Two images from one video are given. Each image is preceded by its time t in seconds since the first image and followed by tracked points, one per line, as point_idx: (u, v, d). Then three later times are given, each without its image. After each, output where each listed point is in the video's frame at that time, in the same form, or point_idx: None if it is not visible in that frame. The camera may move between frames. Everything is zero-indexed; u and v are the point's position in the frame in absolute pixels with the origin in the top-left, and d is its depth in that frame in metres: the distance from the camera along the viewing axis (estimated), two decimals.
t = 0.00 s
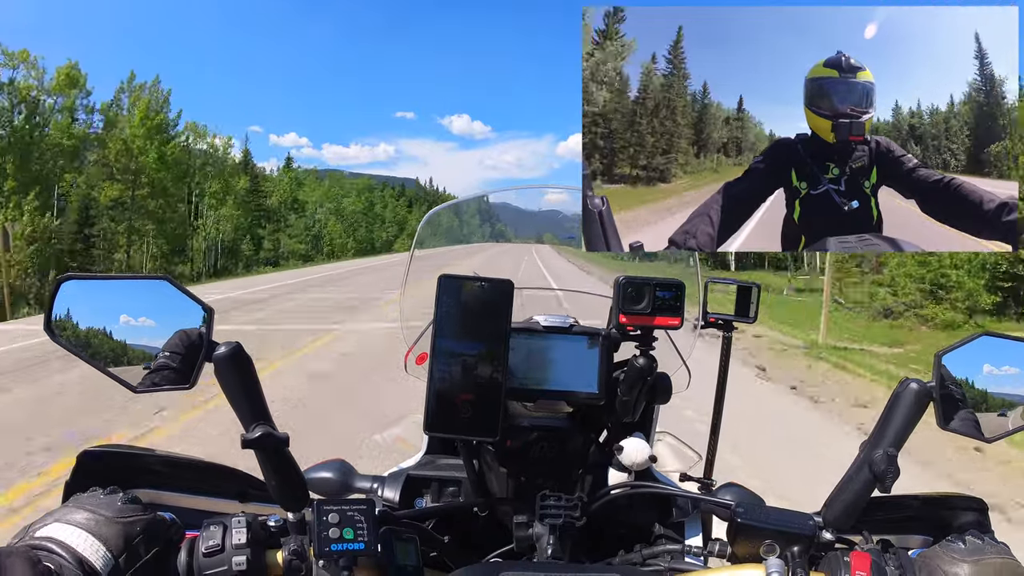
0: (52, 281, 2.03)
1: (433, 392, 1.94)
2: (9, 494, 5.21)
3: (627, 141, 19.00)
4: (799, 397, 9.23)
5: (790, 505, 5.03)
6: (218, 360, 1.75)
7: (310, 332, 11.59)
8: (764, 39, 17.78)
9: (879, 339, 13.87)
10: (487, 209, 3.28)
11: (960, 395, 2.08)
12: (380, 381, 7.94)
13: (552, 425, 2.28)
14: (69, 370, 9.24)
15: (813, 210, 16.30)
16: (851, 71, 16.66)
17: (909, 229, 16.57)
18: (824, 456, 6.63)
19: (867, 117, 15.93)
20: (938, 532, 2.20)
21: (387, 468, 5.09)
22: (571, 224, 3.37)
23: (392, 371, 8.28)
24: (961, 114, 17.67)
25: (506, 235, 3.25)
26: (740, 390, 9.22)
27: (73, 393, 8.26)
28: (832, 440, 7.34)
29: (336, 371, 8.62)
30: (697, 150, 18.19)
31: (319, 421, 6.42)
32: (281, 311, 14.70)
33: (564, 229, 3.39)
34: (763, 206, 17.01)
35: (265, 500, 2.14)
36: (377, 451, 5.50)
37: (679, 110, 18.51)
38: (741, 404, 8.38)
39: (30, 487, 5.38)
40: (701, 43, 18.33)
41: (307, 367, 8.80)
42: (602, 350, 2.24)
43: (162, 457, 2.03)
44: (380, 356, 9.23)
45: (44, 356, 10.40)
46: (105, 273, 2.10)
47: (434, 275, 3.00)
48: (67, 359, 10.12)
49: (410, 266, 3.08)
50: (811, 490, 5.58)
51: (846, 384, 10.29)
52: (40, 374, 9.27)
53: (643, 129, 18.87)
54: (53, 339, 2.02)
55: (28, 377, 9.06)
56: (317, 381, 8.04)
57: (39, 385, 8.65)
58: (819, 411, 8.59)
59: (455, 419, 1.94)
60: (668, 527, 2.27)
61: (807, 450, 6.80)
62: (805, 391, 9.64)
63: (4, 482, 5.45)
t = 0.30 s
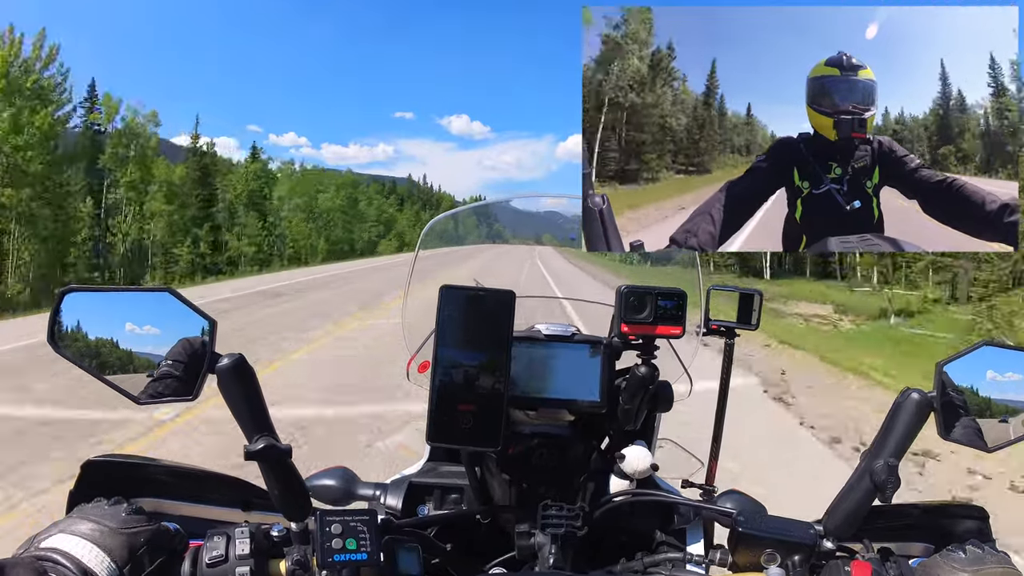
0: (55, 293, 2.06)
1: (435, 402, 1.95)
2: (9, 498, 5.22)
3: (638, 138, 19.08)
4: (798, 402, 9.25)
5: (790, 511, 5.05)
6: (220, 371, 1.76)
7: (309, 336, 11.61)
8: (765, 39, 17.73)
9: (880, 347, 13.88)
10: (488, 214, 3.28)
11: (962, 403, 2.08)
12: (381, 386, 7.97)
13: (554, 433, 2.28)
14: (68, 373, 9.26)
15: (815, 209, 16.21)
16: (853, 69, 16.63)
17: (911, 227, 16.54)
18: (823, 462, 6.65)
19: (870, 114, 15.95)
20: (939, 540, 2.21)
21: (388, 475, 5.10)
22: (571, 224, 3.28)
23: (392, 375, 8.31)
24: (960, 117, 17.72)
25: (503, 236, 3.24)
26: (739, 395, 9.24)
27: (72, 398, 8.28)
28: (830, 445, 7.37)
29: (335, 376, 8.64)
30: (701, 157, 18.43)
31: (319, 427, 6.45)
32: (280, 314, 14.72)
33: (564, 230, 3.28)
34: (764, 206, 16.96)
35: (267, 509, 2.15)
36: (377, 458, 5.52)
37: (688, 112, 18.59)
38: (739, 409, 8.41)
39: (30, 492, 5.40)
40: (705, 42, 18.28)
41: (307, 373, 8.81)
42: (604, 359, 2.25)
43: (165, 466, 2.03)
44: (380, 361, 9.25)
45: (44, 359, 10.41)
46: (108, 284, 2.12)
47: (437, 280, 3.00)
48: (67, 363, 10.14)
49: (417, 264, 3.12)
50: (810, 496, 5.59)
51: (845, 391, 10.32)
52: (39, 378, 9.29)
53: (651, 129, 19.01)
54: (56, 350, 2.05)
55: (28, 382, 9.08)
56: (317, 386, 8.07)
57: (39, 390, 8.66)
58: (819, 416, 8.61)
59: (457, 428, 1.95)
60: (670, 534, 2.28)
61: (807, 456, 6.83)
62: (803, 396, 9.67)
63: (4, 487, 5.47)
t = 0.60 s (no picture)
0: (53, 295, 2.08)
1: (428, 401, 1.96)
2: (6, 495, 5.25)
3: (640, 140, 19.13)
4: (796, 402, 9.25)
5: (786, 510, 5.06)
6: (214, 371, 1.78)
7: (308, 337, 11.63)
8: (765, 39, 17.73)
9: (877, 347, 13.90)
10: (484, 214, 3.29)
11: (957, 396, 2.07)
12: (379, 385, 7.98)
13: (550, 430, 2.29)
14: (66, 370, 9.28)
15: (817, 209, 16.22)
16: (854, 70, 16.66)
17: (912, 228, 16.58)
18: (822, 462, 6.65)
19: (871, 114, 15.96)
20: (934, 533, 2.21)
21: (384, 474, 5.12)
22: (569, 223, 3.30)
23: (391, 375, 8.32)
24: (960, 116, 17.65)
25: (499, 236, 3.23)
26: (738, 394, 9.24)
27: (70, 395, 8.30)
28: (829, 444, 7.36)
29: (333, 376, 8.65)
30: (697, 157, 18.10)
31: (317, 427, 6.46)
32: (278, 314, 14.75)
33: (562, 229, 3.31)
34: (766, 206, 16.98)
35: (263, 510, 2.16)
36: (374, 458, 5.53)
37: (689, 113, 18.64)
38: (738, 409, 8.41)
39: (28, 488, 5.42)
40: (702, 43, 18.25)
41: (304, 374, 8.83)
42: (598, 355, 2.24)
43: (163, 467, 2.05)
44: (379, 361, 9.25)
45: (41, 355, 10.44)
46: (103, 288, 2.13)
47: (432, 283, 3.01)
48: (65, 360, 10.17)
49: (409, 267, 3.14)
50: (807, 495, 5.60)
51: (844, 390, 10.31)
52: (37, 375, 9.31)
53: (651, 130, 19.12)
54: (52, 353, 2.07)
55: (25, 379, 9.10)
56: (315, 387, 8.08)
57: (37, 387, 8.68)
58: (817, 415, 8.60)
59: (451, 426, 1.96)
60: (666, 531, 2.28)
61: (805, 455, 6.83)
62: (803, 396, 9.66)
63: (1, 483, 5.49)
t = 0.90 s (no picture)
0: (41, 298, 2.06)
1: (421, 405, 1.94)
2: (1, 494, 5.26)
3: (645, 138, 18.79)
4: (793, 402, 9.25)
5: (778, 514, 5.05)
6: (203, 375, 1.76)
7: (305, 337, 11.62)
8: (765, 39, 17.72)
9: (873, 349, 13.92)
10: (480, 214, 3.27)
11: (956, 401, 2.06)
12: (375, 386, 7.97)
13: (544, 435, 2.27)
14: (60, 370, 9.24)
15: (818, 209, 16.19)
16: (856, 72, 16.43)
17: (910, 228, 16.62)
18: (816, 463, 6.66)
19: (871, 117, 15.50)
20: (932, 539, 2.19)
21: (377, 476, 5.11)
22: (565, 222, 3.26)
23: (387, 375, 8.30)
24: (960, 117, 17.63)
25: (495, 236, 3.24)
26: (735, 395, 9.23)
27: (66, 395, 8.29)
28: (825, 445, 7.36)
29: (329, 377, 8.63)
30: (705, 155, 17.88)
31: (312, 428, 6.46)
32: (275, 315, 14.75)
33: (560, 230, 3.26)
34: (767, 206, 16.83)
35: (254, 514, 2.14)
36: (369, 460, 5.52)
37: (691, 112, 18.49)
38: (734, 410, 8.40)
39: (22, 487, 5.42)
40: (703, 42, 18.26)
41: (300, 375, 8.80)
42: (592, 360, 2.22)
43: (153, 471, 2.04)
44: (375, 362, 9.23)
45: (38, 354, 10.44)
46: (90, 290, 2.09)
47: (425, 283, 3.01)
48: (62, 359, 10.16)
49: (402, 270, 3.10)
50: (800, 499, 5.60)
51: (841, 391, 10.30)
52: (33, 375, 9.30)
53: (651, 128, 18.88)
54: (40, 356, 2.04)
55: (21, 379, 9.10)
56: (311, 388, 8.07)
57: (32, 386, 8.67)
58: (813, 415, 8.60)
59: (444, 431, 1.94)
60: (661, 536, 2.26)
61: (801, 456, 6.83)
62: (799, 397, 9.65)
63: None
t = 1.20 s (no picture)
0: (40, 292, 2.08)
1: (416, 401, 1.96)
2: None
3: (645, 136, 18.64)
4: (790, 402, 9.25)
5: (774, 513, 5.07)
6: (200, 369, 1.78)
7: (304, 335, 11.62)
8: (765, 39, 17.75)
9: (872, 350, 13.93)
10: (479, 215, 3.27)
11: (949, 400, 2.07)
12: (373, 384, 7.98)
13: (538, 431, 2.29)
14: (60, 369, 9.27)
15: (817, 209, 16.24)
16: (856, 70, 16.60)
17: (909, 228, 16.63)
18: (813, 462, 6.66)
19: (871, 115, 15.68)
20: (925, 537, 2.20)
21: (373, 473, 5.13)
22: (564, 225, 3.29)
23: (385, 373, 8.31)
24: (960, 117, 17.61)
25: (490, 236, 3.25)
26: (733, 395, 9.23)
27: (64, 393, 8.31)
28: (822, 445, 7.36)
29: (327, 375, 8.64)
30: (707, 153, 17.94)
31: (309, 425, 6.47)
32: (274, 315, 14.76)
33: (556, 230, 3.29)
34: (767, 205, 16.86)
35: (250, 507, 2.16)
36: (367, 457, 5.55)
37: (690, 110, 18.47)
38: (731, 410, 8.41)
39: (21, 485, 5.45)
40: (702, 41, 18.24)
41: (298, 373, 8.81)
42: (587, 357, 2.26)
43: (151, 465, 2.05)
44: (373, 360, 9.24)
45: (37, 352, 10.46)
46: (89, 284, 2.11)
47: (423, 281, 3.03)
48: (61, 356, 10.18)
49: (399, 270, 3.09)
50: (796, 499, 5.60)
51: (840, 391, 10.30)
52: (31, 373, 9.32)
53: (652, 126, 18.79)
54: (37, 349, 2.04)
55: (19, 376, 9.12)
56: (309, 386, 8.08)
57: (31, 384, 8.69)
58: (810, 415, 8.61)
59: (438, 427, 1.96)
60: (654, 532, 2.28)
61: (798, 455, 6.83)
62: (796, 396, 9.65)
63: None
